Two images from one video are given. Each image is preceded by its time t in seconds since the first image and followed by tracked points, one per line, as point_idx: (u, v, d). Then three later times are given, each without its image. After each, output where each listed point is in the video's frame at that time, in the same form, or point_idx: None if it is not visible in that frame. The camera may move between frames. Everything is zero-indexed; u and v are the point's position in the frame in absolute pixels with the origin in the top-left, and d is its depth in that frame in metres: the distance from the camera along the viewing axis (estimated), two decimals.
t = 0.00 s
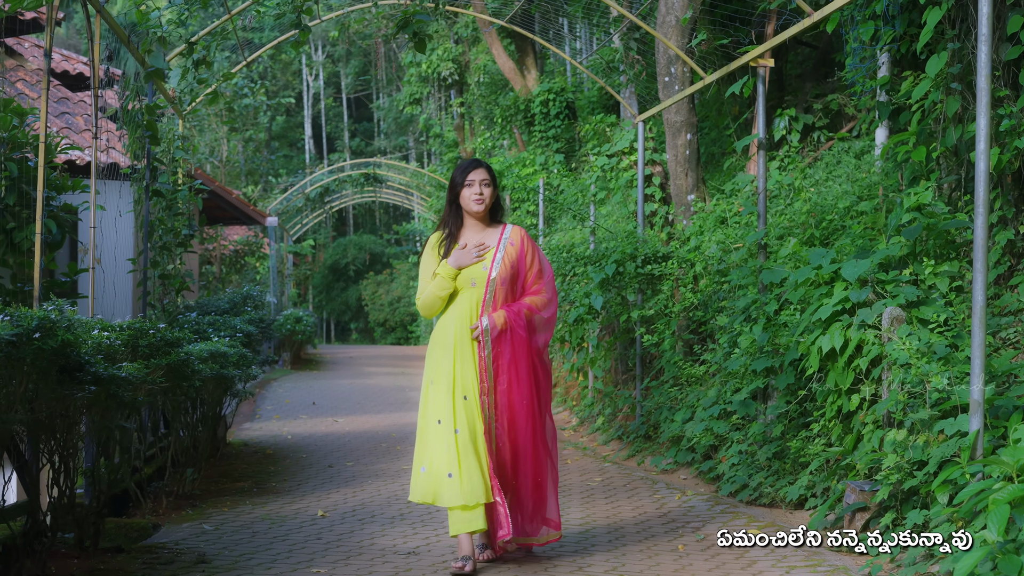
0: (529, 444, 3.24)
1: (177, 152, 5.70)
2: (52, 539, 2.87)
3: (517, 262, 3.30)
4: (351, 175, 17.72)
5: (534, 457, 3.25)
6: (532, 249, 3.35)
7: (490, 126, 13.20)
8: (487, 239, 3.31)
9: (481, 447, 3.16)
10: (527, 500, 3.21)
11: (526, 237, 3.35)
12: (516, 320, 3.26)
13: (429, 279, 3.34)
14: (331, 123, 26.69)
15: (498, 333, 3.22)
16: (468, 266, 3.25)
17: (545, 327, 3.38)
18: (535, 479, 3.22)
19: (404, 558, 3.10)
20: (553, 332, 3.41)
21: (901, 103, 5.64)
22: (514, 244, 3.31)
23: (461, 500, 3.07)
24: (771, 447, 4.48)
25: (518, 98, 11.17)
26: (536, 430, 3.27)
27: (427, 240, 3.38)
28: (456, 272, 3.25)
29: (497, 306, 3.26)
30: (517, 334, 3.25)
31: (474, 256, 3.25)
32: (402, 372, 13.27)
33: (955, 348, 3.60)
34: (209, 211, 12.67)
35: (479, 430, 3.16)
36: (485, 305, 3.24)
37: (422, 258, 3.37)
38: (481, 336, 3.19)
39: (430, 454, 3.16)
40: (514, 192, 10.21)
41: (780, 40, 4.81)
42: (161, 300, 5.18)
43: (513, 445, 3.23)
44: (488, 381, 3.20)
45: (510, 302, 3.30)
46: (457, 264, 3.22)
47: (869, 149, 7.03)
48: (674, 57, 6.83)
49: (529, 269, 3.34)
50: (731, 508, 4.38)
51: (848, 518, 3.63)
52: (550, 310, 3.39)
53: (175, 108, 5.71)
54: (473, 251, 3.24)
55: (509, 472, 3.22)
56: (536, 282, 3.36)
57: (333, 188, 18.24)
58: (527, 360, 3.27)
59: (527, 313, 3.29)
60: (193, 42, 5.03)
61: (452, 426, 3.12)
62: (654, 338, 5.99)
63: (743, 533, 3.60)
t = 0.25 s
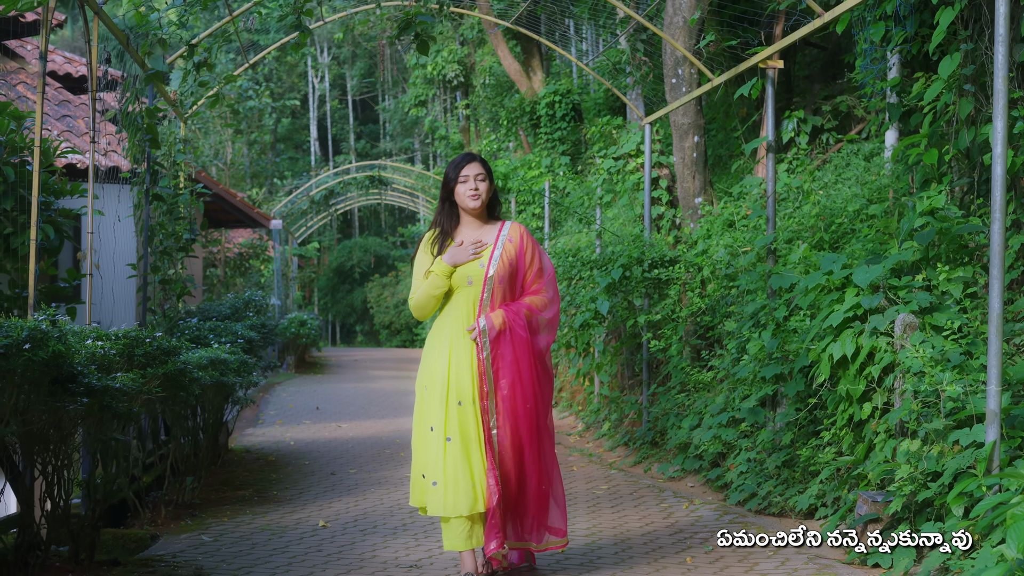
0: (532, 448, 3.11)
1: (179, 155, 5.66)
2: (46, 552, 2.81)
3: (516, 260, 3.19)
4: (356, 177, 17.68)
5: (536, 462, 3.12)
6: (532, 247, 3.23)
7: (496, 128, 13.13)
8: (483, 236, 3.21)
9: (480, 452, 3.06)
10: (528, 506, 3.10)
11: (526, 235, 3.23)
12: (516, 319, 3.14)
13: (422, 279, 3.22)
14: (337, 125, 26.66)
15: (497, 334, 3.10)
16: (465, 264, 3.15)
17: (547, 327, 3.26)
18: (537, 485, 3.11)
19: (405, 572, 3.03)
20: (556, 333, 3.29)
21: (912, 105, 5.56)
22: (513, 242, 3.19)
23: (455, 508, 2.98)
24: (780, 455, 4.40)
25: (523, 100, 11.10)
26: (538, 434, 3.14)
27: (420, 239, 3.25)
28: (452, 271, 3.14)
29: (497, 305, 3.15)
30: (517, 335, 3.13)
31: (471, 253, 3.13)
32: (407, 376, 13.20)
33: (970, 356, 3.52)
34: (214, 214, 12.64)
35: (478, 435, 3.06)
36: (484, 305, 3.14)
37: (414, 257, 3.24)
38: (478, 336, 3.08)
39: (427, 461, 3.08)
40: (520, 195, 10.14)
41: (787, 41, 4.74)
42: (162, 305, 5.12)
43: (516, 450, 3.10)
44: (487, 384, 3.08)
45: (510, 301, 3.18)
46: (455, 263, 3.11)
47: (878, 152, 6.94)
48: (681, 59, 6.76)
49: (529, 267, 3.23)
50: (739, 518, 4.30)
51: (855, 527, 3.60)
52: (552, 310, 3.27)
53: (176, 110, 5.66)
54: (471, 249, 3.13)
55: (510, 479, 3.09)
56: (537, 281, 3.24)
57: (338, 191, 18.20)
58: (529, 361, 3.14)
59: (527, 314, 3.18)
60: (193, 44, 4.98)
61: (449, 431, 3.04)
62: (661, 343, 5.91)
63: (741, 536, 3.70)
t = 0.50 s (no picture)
0: (538, 470, 2.77)
1: (180, 158, 5.61)
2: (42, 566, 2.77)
3: (521, 263, 2.90)
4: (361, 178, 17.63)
5: (543, 486, 2.78)
6: (538, 250, 2.94)
7: (500, 129, 13.07)
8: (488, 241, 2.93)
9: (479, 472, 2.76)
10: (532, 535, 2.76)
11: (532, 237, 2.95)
12: (520, 327, 2.84)
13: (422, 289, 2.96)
14: (341, 124, 26.62)
15: (498, 343, 2.81)
16: (467, 273, 2.87)
17: (555, 336, 2.95)
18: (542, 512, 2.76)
19: None
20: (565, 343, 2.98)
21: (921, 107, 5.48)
22: (517, 245, 2.91)
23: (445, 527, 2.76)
24: (789, 462, 4.34)
25: (528, 101, 11.04)
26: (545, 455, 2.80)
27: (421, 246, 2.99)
28: (453, 279, 2.86)
29: (499, 312, 2.87)
30: (521, 344, 2.83)
31: (471, 258, 2.85)
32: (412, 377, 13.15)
33: (983, 365, 3.45)
34: (218, 214, 12.61)
35: (476, 452, 2.76)
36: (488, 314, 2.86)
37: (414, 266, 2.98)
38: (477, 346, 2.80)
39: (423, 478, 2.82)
40: (525, 196, 10.09)
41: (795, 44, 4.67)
42: (163, 310, 5.07)
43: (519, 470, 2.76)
44: (487, 397, 2.78)
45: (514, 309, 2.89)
46: (456, 271, 2.84)
47: (886, 153, 6.87)
48: (687, 60, 6.70)
49: (535, 271, 2.94)
50: (747, 527, 4.25)
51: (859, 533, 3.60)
52: (561, 317, 2.97)
53: (178, 112, 5.60)
54: (473, 255, 2.85)
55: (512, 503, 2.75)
56: (543, 286, 2.96)
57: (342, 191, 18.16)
58: (533, 373, 2.83)
59: (532, 321, 2.88)
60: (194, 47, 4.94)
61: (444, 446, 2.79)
62: (668, 348, 5.85)
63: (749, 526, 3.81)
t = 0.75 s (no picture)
0: (539, 490, 2.70)
1: (182, 160, 5.56)
2: None
3: (525, 274, 2.82)
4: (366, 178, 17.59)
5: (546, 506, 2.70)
6: (545, 260, 2.86)
7: (506, 130, 13.00)
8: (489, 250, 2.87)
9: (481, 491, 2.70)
10: (536, 558, 2.68)
11: (537, 246, 2.87)
12: (523, 341, 2.77)
13: (425, 297, 2.93)
14: (346, 125, 26.58)
15: (500, 358, 2.74)
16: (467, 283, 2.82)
17: (562, 350, 2.88)
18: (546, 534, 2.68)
19: None
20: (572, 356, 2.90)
21: (932, 109, 5.41)
22: (521, 255, 2.83)
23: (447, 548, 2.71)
24: (798, 470, 4.27)
25: (533, 102, 10.98)
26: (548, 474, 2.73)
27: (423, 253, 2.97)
28: (453, 290, 2.82)
29: (503, 325, 2.80)
30: (524, 360, 2.76)
31: (473, 269, 2.79)
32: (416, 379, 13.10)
33: (997, 374, 3.38)
34: (222, 216, 12.56)
35: (478, 471, 2.70)
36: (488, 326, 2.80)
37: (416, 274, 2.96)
38: (478, 360, 2.74)
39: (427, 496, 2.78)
40: (530, 198, 10.01)
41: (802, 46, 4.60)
42: (165, 314, 5.03)
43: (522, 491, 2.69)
44: (488, 414, 2.72)
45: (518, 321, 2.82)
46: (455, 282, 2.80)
47: (895, 156, 6.79)
48: (694, 61, 6.63)
49: (541, 283, 2.87)
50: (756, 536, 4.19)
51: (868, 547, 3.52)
52: (567, 331, 2.89)
53: (179, 114, 5.55)
54: (472, 265, 2.79)
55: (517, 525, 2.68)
56: (549, 298, 2.89)
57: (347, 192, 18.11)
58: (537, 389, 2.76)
59: (536, 335, 2.81)
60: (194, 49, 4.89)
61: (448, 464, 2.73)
62: (675, 353, 5.78)
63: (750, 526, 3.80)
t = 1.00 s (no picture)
0: (547, 504, 2.61)
1: (183, 163, 5.52)
2: None
3: (534, 279, 2.73)
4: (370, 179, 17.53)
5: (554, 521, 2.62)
6: (555, 265, 2.78)
7: (511, 131, 12.93)
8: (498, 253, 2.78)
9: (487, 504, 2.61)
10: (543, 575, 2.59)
11: (547, 249, 2.78)
12: (531, 349, 2.68)
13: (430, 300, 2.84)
14: (351, 125, 26.53)
15: (506, 366, 2.65)
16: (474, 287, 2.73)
17: (571, 359, 2.80)
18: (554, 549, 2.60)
19: None
20: (581, 365, 2.81)
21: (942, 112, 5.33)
22: (531, 259, 2.75)
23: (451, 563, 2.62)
24: (807, 478, 4.20)
25: (538, 103, 10.92)
26: (555, 488, 2.64)
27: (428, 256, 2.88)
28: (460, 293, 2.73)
29: (510, 331, 2.70)
30: (531, 368, 2.67)
31: (480, 271, 2.71)
32: (421, 381, 13.04)
33: (1012, 383, 3.31)
34: (226, 217, 12.51)
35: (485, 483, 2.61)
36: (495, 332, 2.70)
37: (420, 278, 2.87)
38: (485, 366, 2.64)
39: (429, 508, 2.68)
40: (536, 200, 9.94)
41: (811, 47, 4.53)
42: (166, 318, 4.98)
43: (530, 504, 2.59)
44: (494, 424, 2.63)
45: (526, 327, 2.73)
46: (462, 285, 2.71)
47: (904, 158, 6.71)
48: (701, 62, 6.57)
49: (550, 288, 2.77)
50: (764, 546, 4.14)
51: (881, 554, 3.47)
52: (577, 338, 2.80)
53: (180, 117, 5.51)
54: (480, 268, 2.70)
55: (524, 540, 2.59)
56: (559, 304, 2.79)
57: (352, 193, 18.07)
58: (544, 398, 2.68)
59: (545, 342, 2.72)
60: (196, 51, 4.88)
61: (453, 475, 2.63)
62: (681, 358, 5.72)
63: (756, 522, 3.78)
